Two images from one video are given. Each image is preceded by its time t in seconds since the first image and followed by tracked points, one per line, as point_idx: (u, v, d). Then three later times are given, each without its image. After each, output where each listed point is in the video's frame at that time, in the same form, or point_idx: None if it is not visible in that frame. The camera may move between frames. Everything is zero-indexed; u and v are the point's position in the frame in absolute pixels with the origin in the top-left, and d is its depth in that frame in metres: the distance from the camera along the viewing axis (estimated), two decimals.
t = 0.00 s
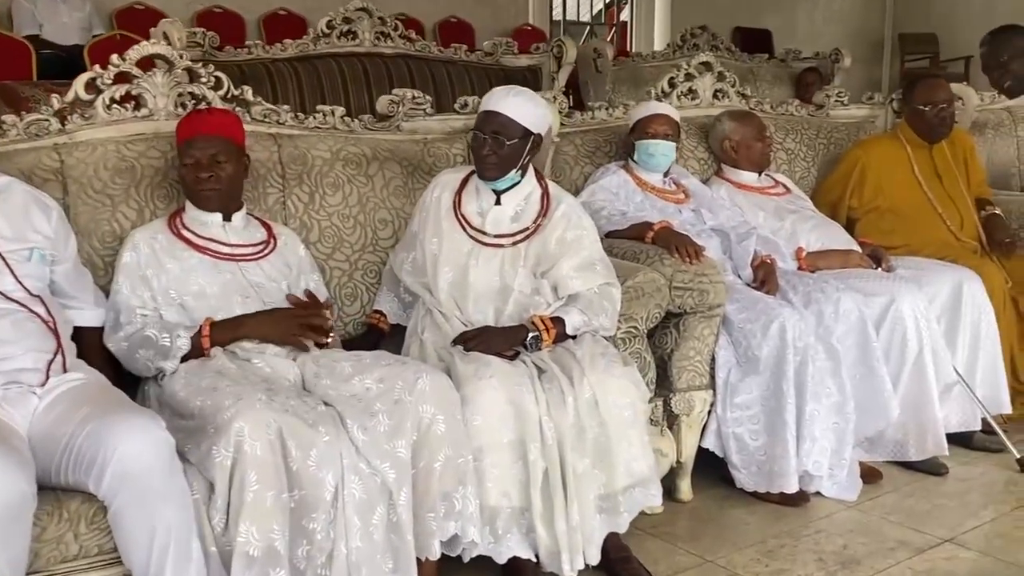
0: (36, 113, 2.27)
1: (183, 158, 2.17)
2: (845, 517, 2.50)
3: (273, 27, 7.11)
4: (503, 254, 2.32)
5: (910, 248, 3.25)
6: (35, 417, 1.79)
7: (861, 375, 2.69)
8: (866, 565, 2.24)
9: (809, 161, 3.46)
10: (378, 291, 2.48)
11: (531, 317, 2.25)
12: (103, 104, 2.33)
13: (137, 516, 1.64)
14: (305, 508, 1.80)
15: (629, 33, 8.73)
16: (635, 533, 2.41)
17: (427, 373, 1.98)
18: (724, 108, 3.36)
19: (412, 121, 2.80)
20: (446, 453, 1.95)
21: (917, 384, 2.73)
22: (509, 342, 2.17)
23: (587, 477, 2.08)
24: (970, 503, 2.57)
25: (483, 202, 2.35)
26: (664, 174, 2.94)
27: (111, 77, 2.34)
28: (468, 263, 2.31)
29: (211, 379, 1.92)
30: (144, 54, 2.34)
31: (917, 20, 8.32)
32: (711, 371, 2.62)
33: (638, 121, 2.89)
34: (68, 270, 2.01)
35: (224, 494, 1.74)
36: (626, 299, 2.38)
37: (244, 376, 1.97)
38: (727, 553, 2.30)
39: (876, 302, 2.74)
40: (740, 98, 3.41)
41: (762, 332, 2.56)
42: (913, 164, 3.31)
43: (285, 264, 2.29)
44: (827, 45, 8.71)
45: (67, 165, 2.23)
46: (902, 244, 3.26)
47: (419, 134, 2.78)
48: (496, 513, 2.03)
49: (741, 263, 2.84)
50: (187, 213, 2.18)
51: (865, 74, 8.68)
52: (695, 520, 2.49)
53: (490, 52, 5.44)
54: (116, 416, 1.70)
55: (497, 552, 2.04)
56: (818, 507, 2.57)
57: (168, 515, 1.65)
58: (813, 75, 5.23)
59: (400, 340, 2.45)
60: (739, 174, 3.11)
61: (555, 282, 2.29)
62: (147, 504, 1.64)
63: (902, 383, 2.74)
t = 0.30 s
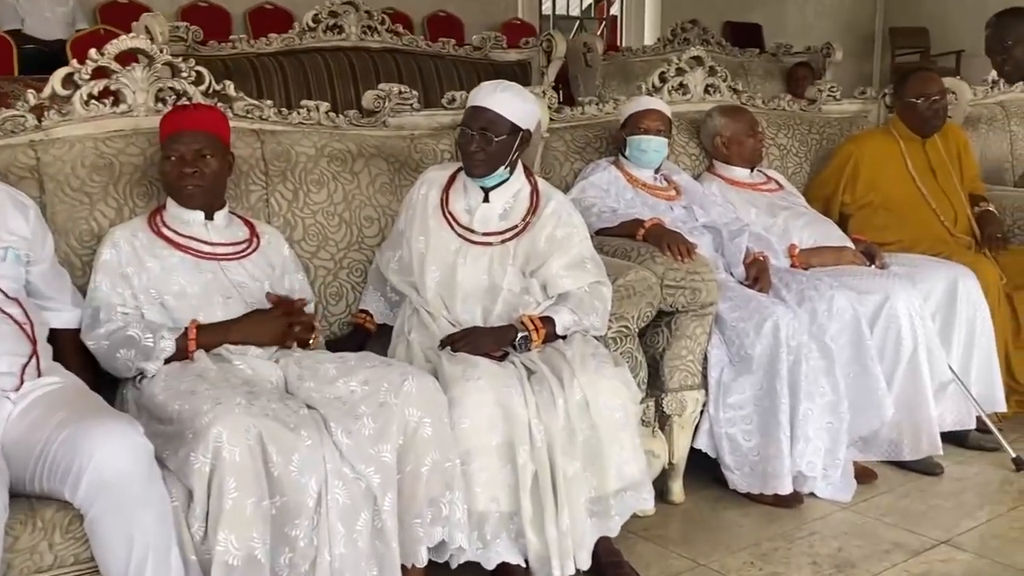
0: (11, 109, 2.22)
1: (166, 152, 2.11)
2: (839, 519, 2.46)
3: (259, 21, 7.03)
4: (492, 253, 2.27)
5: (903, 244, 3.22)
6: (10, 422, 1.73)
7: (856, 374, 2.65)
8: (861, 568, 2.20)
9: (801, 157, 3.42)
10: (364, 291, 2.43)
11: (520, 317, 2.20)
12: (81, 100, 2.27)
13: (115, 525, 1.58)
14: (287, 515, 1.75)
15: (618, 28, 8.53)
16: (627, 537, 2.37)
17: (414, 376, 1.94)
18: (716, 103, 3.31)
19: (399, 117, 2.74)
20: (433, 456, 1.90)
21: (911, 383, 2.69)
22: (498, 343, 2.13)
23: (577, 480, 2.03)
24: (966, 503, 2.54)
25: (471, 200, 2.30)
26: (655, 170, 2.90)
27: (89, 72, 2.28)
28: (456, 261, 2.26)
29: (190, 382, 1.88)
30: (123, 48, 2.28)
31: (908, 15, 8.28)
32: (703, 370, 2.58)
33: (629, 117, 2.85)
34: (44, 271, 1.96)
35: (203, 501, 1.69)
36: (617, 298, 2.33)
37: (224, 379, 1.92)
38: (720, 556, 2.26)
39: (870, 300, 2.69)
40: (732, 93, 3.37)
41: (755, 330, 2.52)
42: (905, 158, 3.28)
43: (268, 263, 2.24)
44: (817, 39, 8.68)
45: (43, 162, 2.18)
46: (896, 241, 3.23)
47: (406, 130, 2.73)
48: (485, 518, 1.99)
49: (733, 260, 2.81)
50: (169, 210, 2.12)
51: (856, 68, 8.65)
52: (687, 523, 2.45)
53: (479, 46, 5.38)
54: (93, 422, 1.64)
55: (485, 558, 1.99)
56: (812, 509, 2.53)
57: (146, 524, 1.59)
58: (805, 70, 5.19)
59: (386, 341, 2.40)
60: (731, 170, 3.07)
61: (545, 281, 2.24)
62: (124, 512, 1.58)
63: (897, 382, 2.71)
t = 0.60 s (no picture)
0: None
1: (152, 148, 2.07)
2: (836, 517, 2.44)
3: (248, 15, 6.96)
4: (485, 249, 2.22)
5: (897, 239, 3.19)
6: None
7: (852, 370, 2.62)
8: (859, 568, 2.17)
9: (795, 151, 3.39)
10: (354, 288, 2.39)
11: (513, 315, 2.16)
12: (64, 94, 2.23)
13: (97, 530, 1.54)
14: (274, 519, 1.71)
15: (609, 22, 8.48)
16: (622, 537, 2.34)
17: (404, 375, 1.90)
18: (710, 97, 3.29)
19: (389, 111, 2.70)
20: (425, 457, 1.86)
21: (908, 379, 2.67)
22: (491, 341, 2.09)
23: (572, 481, 2.00)
24: (963, 501, 2.52)
25: (463, 195, 2.26)
26: (649, 165, 2.87)
27: (73, 66, 2.24)
28: (448, 258, 2.21)
29: (175, 383, 1.84)
30: (107, 41, 2.24)
31: (900, 8, 8.25)
32: (698, 367, 2.55)
33: (624, 111, 2.82)
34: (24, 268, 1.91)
35: (187, 506, 1.65)
36: (612, 295, 2.29)
37: (211, 380, 1.88)
38: (716, 556, 2.23)
39: (866, 296, 2.66)
40: (725, 87, 3.34)
41: (751, 327, 2.49)
42: (900, 152, 3.25)
43: (255, 260, 2.19)
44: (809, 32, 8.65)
45: (25, 158, 2.14)
46: (892, 236, 3.20)
47: (396, 124, 2.68)
48: (478, 520, 1.96)
49: (728, 256, 2.76)
50: (154, 206, 2.08)
51: (848, 62, 8.63)
52: (682, 522, 2.42)
53: (469, 39, 5.33)
54: (74, 424, 1.60)
55: (479, 560, 1.96)
56: (808, 507, 2.50)
57: (129, 529, 1.56)
58: (797, 63, 5.16)
59: (377, 339, 2.36)
60: (725, 164, 3.04)
61: (538, 278, 2.20)
62: (107, 516, 1.54)
63: (893, 378, 2.68)
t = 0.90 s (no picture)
0: None
1: (133, 142, 2.03)
2: (827, 513, 2.41)
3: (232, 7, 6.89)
4: (470, 244, 2.19)
5: (888, 232, 3.17)
6: None
7: (843, 365, 2.59)
8: (850, 565, 2.15)
9: (785, 143, 3.36)
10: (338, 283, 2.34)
11: (499, 309, 2.13)
12: (39, 86, 2.18)
13: (74, 529, 1.50)
14: (254, 519, 1.68)
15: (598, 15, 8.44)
16: (611, 534, 2.31)
17: (387, 372, 1.87)
18: (699, 88, 3.25)
19: (372, 102, 2.69)
20: (409, 455, 1.83)
21: (899, 373, 2.64)
22: (476, 335, 2.05)
23: (559, 478, 1.96)
24: (955, 496, 2.49)
25: (447, 187, 2.22)
26: (637, 157, 2.83)
27: (48, 57, 2.19)
28: (433, 253, 2.17)
29: (153, 380, 1.80)
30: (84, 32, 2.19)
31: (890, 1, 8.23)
32: (687, 362, 2.52)
33: (612, 102, 2.78)
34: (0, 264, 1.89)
35: (165, 506, 1.61)
36: (599, 289, 2.25)
37: (190, 378, 1.84)
38: (706, 553, 2.20)
39: (856, 289, 2.63)
40: (714, 78, 3.32)
41: (740, 321, 2.46)
42: (891, 144, 3.22)
43: (237, 255, 2.15)
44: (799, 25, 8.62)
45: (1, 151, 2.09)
46: (882, 228, 3.17)
47: (381, 116, 2.65)
48: (463, 518, 1.92)
49: (717, 249, 2.74)
50: (133, 200, 2.03)
51: (837, 56, 8.60)
52: (672, 519, 2.39)
53: (457, 31, 5.28)
54: (50, 423, 1.56)
55: (464, 559, 1.92)
56: (799, 502, 2.47)
57: (106, 530, 1.52)
58: (787, 55, 5.15)
59: (361, 334, 2.32)
60: (715, 157, 3.01)
61: (524, 272, 2.16)
62: (84, 517, 1.50)
63: (884, 372, 2.65)
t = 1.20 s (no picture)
0: None
1: (109, 133, 1.99)
2: (810, 504, 2.40)
3: None
4: (449, 235, 2.17)
5: (872, 224, 3.15)
6: None
7: (826, 356, 2.58)
8: (833, 556, 2.14)
9: (770, 134, 3.35)
10: (317, 276, 2.32)
11: (480, 298, 2.11)
12: (12, 77, 2.16)
13: (35, 529, 1.48)
14: (230, 513, 1.66)
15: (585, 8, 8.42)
16: (593, 526, 2.29)
17: (364, 364, 1.85)
18: (683, 79, 3.24)
19: (352, 94, 2.66)
20: (386, 447, 1.80)
21: (883, 364, 2.62)
22: (455, 326, 2.03)
23: (539, 469, 1.93)
24: (939, 486, 2.49)
25: (426, 178, 2.20)
26: (621, 149, 2.81)
27: (21, 48, 2.17)
28: (411, 244, 2.15)
29: (128, 372, 1.79)
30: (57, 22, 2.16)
31: None
32: (669, 354, 2.50)
33: (598, 93, 2.76)
34: None
35: (138, 500, 1.59)
36: (580, 280, 2.24)
37: (165, 370, 1.81)
38: (689, 546, 2.19)
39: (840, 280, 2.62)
40: (699, 69, 3.30)
41: (723, 312, 2.45)
42: (877, 136, 3.20)
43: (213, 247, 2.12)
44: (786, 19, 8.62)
45: None
46: (868, 220, 3.16)
47: (361, 107, 2.63)
48: (442, 511, 1.90)
49: (700, 240, 2.72)
50: (108, 189, 2.01)
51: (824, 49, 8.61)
52: (655, 511, 2.37)
53: (441, 23, 5.25)
54: (8, 420, 1.54)
55: (443, 553, 1.90)
56: (782, 494, 2.46)
57: (68, 527, 1.50)
58: (773, 47, 5.14)
59: (340, 327, 2.30)
60: (699, 148, 2.99)
61: (504, 264, 2.14)
62: (44, 516, 1.48)
63: (868, 364, 2.64)
